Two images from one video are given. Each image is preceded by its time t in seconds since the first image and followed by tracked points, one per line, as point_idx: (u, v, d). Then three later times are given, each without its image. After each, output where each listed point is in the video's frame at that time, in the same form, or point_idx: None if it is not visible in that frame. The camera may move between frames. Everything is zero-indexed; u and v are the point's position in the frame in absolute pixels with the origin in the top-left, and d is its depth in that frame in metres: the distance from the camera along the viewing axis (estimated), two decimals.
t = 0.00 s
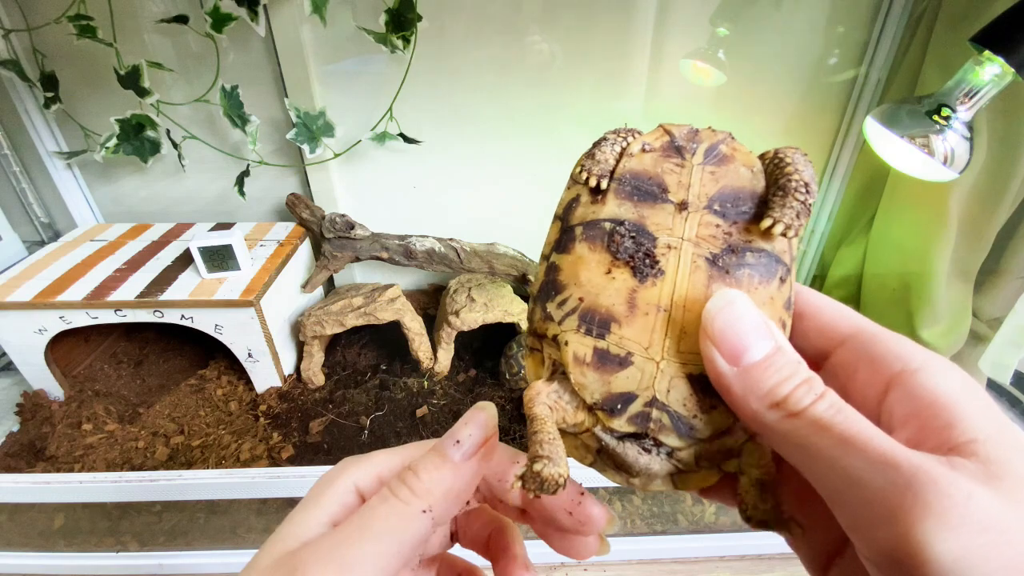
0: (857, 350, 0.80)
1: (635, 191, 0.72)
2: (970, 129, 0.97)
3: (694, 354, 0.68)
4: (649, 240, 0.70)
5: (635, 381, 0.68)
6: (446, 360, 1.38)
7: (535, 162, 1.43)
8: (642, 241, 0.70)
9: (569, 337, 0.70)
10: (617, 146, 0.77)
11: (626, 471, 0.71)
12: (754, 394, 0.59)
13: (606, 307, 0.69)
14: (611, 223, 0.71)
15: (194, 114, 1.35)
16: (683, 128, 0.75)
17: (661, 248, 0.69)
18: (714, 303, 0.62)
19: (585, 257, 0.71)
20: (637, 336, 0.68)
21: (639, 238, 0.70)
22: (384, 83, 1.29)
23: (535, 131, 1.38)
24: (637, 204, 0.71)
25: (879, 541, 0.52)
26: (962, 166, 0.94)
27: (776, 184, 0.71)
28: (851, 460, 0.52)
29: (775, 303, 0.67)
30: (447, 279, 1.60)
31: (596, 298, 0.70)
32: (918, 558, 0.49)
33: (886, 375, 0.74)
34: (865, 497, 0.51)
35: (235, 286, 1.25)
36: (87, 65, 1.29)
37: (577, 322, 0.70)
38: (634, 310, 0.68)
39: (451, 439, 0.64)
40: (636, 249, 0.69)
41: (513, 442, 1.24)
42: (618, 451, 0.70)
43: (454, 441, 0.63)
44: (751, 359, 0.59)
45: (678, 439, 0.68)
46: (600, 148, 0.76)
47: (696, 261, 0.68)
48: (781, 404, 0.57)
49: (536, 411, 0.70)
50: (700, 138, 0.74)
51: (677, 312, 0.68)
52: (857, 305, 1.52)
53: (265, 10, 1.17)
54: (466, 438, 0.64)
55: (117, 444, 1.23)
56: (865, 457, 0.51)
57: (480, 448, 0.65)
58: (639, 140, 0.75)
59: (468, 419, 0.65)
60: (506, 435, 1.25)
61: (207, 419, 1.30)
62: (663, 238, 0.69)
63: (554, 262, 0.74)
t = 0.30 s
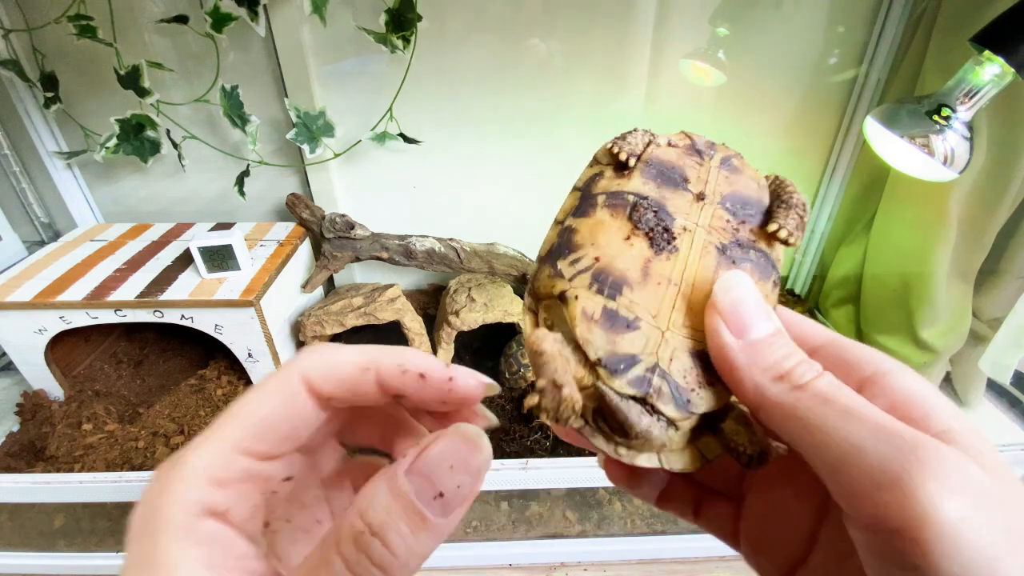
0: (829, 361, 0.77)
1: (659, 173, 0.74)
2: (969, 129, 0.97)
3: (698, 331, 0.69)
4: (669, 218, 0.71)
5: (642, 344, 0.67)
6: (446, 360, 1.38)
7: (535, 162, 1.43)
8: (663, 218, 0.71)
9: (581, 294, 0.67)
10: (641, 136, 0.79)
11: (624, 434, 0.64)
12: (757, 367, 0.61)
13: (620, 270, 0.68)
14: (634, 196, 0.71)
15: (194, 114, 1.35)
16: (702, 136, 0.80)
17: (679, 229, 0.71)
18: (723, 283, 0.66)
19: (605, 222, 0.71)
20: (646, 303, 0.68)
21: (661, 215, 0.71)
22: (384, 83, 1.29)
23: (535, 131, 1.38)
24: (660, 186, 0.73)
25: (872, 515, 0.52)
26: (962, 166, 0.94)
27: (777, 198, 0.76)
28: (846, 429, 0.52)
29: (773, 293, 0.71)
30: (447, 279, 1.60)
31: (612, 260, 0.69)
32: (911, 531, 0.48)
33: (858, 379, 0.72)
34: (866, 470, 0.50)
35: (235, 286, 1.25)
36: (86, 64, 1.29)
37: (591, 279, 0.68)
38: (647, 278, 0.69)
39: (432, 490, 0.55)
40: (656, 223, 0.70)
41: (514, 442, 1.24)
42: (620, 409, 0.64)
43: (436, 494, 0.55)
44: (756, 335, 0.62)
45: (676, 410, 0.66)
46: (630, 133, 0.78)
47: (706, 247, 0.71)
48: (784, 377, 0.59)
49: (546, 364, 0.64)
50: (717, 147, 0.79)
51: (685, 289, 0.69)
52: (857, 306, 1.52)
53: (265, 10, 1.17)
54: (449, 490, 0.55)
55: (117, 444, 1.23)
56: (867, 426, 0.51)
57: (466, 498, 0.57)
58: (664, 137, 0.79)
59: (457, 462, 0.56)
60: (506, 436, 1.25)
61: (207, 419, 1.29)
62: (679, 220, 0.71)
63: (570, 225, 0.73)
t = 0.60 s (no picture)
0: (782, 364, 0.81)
1: (679, 166, 0.75)
2: (970, 129, 0.96)
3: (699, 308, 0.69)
4: (687, 204, 0.72)
5: (660, 306, 0.65)
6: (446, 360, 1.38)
7: (535, 162, 1.43)
8: (682, 202, 0.71)
9: (606, 241, 0.62)
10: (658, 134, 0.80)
11: (641, 387, 0.60)
12: (766, 349, 0.64)
13: (645, 232, 0.66)
14: (658, 175, 0.72)
15: (193, 114, 1.35)
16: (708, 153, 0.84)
17: (694, 219, 0.72)
18: (727, 271, 0.69)
19: (632, 186, 0.69)
20: (665, 270, 0.67)
21: (681, 199, 0.71)
22: (384, 83, 1.29)
23: (535, 131, 1.38)
24: (680, 178, 0.74)
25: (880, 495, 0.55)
26: (963, 166, 0.94)
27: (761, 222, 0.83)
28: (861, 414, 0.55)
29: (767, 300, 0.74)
30: (447, 278, 1.60)
31: (636, 222, 0.67)
32: (928, 511, 0.51)
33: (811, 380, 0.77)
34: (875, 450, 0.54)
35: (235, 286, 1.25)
36: (86, 64, 1.29)
37: (619, 233, 0.64)
38: (666, 247, 0.68)
39: (484, 474, 0.51)
40: (676, 203, 0.70)
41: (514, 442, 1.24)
42: (644, 359, 0.59)
43: (487, 478, 0.51)
44: (760, 320, 0.66)
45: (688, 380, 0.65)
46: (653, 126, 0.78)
47: (712, 242, 0.73)
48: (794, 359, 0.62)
49: (604, 283, 0.52)
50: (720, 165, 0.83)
51: (697, 270, 0.70)
52: (857, 305, 1.53)
53: (265, 10, 1.17)
54: (500, 470, 0.52)
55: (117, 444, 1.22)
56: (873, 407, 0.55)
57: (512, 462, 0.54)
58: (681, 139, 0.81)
59: (506, 444, 0.52)
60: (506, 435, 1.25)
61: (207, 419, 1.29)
62: (693, 211, 0.73)
63: (593, 182, 0.68)
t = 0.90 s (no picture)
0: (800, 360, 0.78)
1: (680, 171, 0.76)
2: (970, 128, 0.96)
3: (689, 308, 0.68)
4: (682, 206, 0.72)
5: (631, 304, 0.67)
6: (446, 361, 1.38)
7: (535, 162, 1.43)
8: (676, 205, 0.72)
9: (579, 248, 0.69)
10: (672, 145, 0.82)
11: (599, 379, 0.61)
12: (768, 347, 0.58)
13: (624, 237, 0.70)
14: (651, 183, 0.74)
15: (193, 115, 1.35)
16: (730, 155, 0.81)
17: (691, 219, 0.72)
18: (724, 264, 0.64)
19: (618, 198, 0.73)
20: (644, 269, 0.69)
21: (674, 202, 0.72)
22: (384, 83, 1.29)
23: (535, 131, 1.38)
24: (680, 181, 0.75)
25: (886, 506, 0.54)
26: (962, 166, 0.94)
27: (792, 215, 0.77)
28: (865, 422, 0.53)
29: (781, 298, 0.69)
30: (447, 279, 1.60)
31: (617, 228, 0.70)
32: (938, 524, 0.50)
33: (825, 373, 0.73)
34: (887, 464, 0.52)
35: (235, 286, 1.25)
36: (86, 64, 1.29)
37: (592, 241, 0.70)
38: (650, 249, 0.70)
39: (506, 389, 0.51)
40: (667, 205, 0.72)
41: (514, 442, 1.24)
42: (597, 350, 0.60)
43: (510, 392, 0.51)
44: (763, 315, 0.60)
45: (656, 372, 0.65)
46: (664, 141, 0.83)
47: (716, 238, 0.71)
48: (800, 358, 0.57)
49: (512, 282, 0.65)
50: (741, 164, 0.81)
51: (691, 267, 0.69)
52: (858, 305, 1.51)
53: (265, 10, 1.17)
54: (522, 388, 0.52)
55: (117, 444, 1.21)
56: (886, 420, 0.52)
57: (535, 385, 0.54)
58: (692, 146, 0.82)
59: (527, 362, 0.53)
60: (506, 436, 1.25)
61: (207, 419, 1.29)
62: (692, 211, 0.72)
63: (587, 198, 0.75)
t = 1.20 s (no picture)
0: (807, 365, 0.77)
1: (686, 181, 0.78)
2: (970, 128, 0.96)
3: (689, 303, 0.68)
4: (684, 211, 0.74)
5: (628, 299, 0.68)
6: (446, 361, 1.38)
7: (535, 162, 1.43)
8: (679, 210, 0.74)
9: (582, 250, 0.72)
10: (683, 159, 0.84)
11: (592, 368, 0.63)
12: (771, 348, 0.58)
13: (626, 239, 0.72)
14: (655, 190, 0.77)
15: (194, 115, 1.35)
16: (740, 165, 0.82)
17: (694, 222, 0.73)
18: (730, 261, 0.63)
19: (623, 206, 0.76)
20: (643, 268, 0.70)
21: (676, 207, 0.74)
22: (384, 83, 1.29)
23: (535, 131, 1.38)
24: (685, 189, 0.77)
25: (886, 510, 0.54)
26: (962, 166, 0.94)
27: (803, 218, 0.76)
28: (868, 426, 0.52)
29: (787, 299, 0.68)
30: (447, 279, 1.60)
31: (618, 231, 0.73)
32: (943, 527, 0.50)
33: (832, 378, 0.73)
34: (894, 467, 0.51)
35: (235, 286, 1.25)
36: (86, 64, 1.29)
37: (593, 243, 0.72)
38: (651, 251, 0.71)
39: (466, 388, 0.53)
40: (669, 210, 0.74)
41: (515, 442, 1.24)
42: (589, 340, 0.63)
43: (470, 390, 0.53)
44: (768, 316, 0.59)
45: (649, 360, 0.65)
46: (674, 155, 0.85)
47: (719, 240, 0.71)
48: (803, 361, 0.56)
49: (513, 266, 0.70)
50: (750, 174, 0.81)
51: (692, 268, 0.70)
52: (858, 305, 1.51)
53: (264, 10, 1.17)
54: (482, 387, 0.53)
55: (117, 444, 1.22)
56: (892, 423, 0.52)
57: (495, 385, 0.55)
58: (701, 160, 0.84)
59: (483, 362, 0.54)
60: (506, 436, 1.25)
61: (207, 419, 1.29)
62: (696, 216, 0.73)
63: (595, 209, 0.79)
